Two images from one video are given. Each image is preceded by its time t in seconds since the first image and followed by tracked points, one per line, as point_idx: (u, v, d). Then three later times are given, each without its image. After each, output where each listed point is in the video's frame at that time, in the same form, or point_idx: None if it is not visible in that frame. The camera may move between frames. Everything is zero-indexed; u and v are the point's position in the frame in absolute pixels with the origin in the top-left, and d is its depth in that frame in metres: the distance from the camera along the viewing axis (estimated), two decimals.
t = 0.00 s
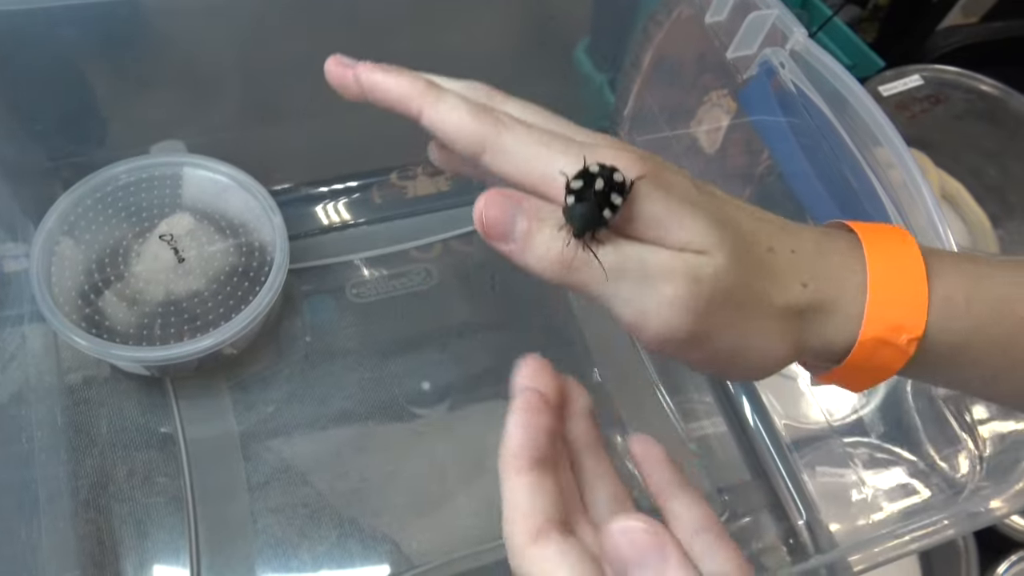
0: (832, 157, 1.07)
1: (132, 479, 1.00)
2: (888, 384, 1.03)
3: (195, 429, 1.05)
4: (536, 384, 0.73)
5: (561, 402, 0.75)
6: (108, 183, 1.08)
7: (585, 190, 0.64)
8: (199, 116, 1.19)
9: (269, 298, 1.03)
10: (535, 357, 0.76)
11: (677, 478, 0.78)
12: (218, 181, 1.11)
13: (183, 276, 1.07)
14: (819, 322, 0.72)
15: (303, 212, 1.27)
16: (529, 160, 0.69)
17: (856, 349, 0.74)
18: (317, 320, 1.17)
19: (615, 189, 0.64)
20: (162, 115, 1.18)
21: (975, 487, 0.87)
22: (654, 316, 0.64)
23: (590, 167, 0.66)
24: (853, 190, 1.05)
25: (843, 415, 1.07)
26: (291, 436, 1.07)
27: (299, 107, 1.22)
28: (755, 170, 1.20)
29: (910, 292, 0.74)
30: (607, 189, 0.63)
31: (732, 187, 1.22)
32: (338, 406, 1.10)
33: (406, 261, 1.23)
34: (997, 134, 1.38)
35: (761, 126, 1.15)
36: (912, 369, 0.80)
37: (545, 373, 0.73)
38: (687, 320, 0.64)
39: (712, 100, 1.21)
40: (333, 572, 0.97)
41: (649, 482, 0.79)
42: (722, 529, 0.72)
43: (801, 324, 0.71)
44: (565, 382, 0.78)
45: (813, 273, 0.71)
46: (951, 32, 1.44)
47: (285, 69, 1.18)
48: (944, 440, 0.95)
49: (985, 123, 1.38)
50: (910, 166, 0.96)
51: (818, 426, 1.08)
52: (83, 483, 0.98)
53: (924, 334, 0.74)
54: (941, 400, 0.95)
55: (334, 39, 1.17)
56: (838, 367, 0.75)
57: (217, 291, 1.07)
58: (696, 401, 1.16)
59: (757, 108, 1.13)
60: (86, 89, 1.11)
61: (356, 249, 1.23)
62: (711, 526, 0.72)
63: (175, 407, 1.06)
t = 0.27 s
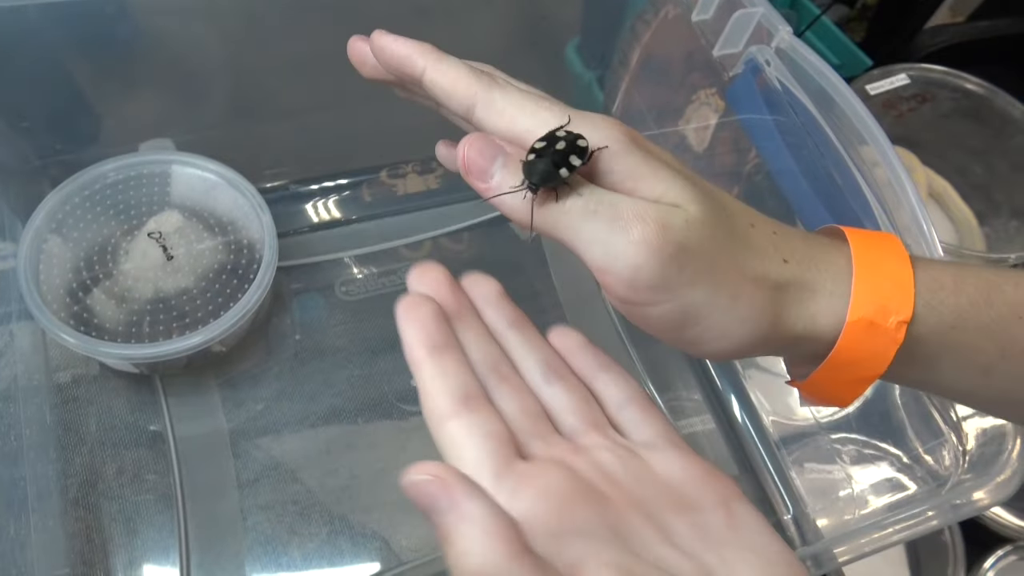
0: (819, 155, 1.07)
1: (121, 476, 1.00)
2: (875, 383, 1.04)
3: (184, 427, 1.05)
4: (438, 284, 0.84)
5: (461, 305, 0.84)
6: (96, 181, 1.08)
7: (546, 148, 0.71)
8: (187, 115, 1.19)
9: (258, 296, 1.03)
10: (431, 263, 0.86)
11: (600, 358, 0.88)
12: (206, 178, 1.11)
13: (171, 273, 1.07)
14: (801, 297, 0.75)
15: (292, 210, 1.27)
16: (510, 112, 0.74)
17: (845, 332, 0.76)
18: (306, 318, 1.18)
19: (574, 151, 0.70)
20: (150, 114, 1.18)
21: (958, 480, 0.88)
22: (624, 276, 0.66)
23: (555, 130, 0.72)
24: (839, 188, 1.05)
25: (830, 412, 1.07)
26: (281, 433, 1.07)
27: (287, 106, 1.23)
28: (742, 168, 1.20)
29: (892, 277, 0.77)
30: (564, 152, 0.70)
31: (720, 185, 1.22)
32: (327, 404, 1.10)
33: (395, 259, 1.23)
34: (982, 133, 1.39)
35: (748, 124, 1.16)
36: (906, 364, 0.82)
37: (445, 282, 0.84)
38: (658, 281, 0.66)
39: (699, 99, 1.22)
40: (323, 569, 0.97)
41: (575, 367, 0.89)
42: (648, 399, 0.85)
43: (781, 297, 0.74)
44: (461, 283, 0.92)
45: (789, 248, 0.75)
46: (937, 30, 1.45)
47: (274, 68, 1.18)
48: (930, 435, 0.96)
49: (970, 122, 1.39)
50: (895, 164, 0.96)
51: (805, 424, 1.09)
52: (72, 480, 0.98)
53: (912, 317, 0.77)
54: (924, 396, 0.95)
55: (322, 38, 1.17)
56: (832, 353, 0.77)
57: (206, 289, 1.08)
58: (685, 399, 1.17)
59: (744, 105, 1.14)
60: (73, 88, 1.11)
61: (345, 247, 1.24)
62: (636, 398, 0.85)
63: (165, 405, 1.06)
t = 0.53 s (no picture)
0: (814, 157, 1.08)
1: (119, 477, 1.00)
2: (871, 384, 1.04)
3: (182, 427, 1.06)
4: (375, 218, 0.91)
5: (396, 242, 0.90)
6: (94, 182, 1.08)
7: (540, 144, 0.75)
8: (184, 116, 1.20)
9: (255, 296, 1.03)
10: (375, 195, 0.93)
11: (539, 289, 0.90)
12: (204, 179, 1.12)
13: (169, 274, 1.07)
14: (796, 292, 0.76)
15: (290, 211, 1.27)
16: (509, 112, 0.89)
17: (841, 328, 0.77)
18: (303, 319, 1.18)
19: (567, 149, 0.73)
20: (148, 115, 1.18)
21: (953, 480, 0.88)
22: (625, 258, 0.67)
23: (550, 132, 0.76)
24: (835, 189, 1.06)
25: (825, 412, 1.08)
26: (278, 433, 1.07)
27: (285, 108, 1.23)
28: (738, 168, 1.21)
29: (886, 274, 0.78)
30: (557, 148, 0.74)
31: (715, 186, 1.24)
32: (325, 404, 1.10)
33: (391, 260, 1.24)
34: (976, 134, 1.40)
35: (743, 125, 1.16)
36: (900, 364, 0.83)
37: (382, 215, 0.91)
38: (660, 263, 0.67)
39: (695, 100, 1.23)
40: (320, 569, 0.97)
41: (515, 293, 0.90)
42: (586, 329, 0.87)
43: (780, 292, 0.75)
44: (401, 210, 0.95)
45: (784, 248, 0.77)
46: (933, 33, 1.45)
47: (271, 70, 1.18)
48: (924, 434, 0.97)
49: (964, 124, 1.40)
50: (889, 166, 0.96)
51: (802, 424, 1.10)
52: (70, 480, 0.98)
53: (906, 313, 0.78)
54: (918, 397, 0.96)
55: (319, 41, 1.17)
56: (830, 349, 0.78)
57: (203, 289, 1.08)
58: (681, 400, 1.17)
59: (739, 107, 1.14)
60: (70, 89, 1.11)
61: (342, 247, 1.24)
62: (574, 328, 0.86)
63: (162, 405, 1.07)
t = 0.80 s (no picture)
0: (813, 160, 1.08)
1: (121, 479, 1.00)
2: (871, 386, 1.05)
3: (184, 430, 1.06)
4: (386, 176, 0.91)
5: (408, 203, 0.90)
6: (97, 185, 1.09)
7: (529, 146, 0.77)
8: (185, 120, 1.20)
9: (257, 300, 1.04)
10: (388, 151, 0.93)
11: (550, 255, 0.89)
12: (206, 183, 1.12)
13: (171, 277, 1.07)
14: (796, 281, 0.78)
15: (290, 215, 1.28)
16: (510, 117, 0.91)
17: (840, 316, 0.78)
18: (304, 322, 1.18)
19: (557, 152, 0.76)
20: (149, 119, 1.18)
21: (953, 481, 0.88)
22: (629, 241, 0.71)
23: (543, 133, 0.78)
24: (834, 193, 1.06)
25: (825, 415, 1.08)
26: (279, 436, 1.07)
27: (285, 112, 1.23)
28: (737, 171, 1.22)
29: (883, 265, 0.79)
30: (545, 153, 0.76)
31: (715, 189, 1.24)
32: (326, 407, 1.10)
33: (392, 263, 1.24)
34: (974, 138, 1.40)
35: (743, 129, 1.17)
36: (902, 360, 0.82)
37: (392, 174, 0.91)
38: (660, 248, 0.71)
39: (694, 105, 1.23)
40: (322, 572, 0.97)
41: (525, 257, 0.90)
42: (596, 296, 0.86)
43: (779, 278, 0.78)
44: (414, 165, 0.94)
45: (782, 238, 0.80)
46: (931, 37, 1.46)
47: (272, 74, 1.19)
48: (923, 437, 0.97)
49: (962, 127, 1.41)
50: (888, 169, 0.97)
51: (802, 426, 1.10)
52: (72, 483, 0.99)
53: (903, 300, 0.78)
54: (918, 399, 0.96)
55: (320, 46, 1.18)
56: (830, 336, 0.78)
57: (206, 292, 1.08)
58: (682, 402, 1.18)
59: (739, 110, 1.15)
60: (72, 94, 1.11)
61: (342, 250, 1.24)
62: (582, 297, 0.86)
63: (164, 408, 1.07)
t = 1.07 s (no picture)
0: (810, 164, 1.08)
1: (119, 483, 1.00)
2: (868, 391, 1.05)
3: (182, 434, 1.06)
4: (383, 170, 0.91)
5: (405, 197, 0.90)
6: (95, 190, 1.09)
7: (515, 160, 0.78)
8: (183, 125, 1.20)
9: (255, 304, 1.04)
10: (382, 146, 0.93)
11: (539, 248, 0.88)
12: (205, 187, 1.12)
13: (169, 281, 1.08)
14: (795, 273, 0.80)
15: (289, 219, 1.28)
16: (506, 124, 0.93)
17: (839, 309, 0.79)
18: (302, 325, 1.18)
19: (541, 164, 0.77)
20: (147, 123, 1.19)
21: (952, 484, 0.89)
22: (637, 232, 0.71)
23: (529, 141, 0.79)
24: (831, 196, 1.06)
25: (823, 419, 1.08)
26: (277, 440, 1.07)
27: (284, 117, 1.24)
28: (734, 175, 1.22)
29: (880, 259, 0.80)
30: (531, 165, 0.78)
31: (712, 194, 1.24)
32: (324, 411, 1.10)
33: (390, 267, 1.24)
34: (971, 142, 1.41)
35: (739, 133, 1.17)
36: (903, 359, 0.82)
37: (390, 169, 0.91)
38: (667, 239, 0.71)
39: (692, 110, 1.24)
40: None
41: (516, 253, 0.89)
42: (583, 291, 0.86)
43: (779, 271, 0.79)
44: (410, 162, 0.94)
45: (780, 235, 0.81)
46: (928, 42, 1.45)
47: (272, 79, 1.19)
48: (921, 440, 0.97)
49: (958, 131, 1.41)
50: (885, 174, 0.97)
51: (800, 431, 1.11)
52: (70, 487, 0.99)
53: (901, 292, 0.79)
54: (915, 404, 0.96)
55: (318, 51, 1.18)
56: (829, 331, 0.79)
57: (204, 296, 1.08)
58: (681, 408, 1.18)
59: (735, 115, 1.15)
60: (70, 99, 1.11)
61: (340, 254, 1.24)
62: (573, 293, 0.85)
63: (162, 412, 1.07)
